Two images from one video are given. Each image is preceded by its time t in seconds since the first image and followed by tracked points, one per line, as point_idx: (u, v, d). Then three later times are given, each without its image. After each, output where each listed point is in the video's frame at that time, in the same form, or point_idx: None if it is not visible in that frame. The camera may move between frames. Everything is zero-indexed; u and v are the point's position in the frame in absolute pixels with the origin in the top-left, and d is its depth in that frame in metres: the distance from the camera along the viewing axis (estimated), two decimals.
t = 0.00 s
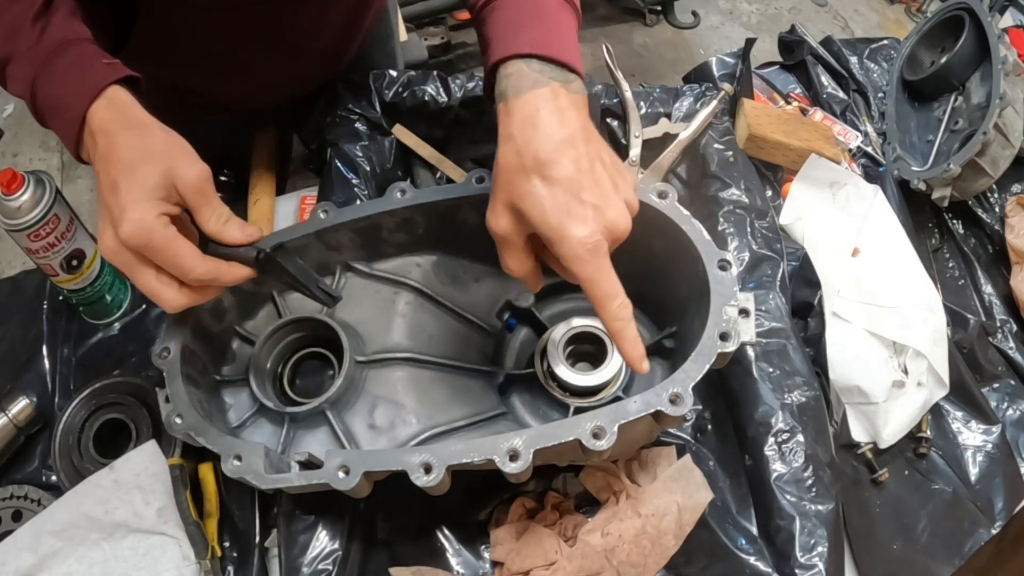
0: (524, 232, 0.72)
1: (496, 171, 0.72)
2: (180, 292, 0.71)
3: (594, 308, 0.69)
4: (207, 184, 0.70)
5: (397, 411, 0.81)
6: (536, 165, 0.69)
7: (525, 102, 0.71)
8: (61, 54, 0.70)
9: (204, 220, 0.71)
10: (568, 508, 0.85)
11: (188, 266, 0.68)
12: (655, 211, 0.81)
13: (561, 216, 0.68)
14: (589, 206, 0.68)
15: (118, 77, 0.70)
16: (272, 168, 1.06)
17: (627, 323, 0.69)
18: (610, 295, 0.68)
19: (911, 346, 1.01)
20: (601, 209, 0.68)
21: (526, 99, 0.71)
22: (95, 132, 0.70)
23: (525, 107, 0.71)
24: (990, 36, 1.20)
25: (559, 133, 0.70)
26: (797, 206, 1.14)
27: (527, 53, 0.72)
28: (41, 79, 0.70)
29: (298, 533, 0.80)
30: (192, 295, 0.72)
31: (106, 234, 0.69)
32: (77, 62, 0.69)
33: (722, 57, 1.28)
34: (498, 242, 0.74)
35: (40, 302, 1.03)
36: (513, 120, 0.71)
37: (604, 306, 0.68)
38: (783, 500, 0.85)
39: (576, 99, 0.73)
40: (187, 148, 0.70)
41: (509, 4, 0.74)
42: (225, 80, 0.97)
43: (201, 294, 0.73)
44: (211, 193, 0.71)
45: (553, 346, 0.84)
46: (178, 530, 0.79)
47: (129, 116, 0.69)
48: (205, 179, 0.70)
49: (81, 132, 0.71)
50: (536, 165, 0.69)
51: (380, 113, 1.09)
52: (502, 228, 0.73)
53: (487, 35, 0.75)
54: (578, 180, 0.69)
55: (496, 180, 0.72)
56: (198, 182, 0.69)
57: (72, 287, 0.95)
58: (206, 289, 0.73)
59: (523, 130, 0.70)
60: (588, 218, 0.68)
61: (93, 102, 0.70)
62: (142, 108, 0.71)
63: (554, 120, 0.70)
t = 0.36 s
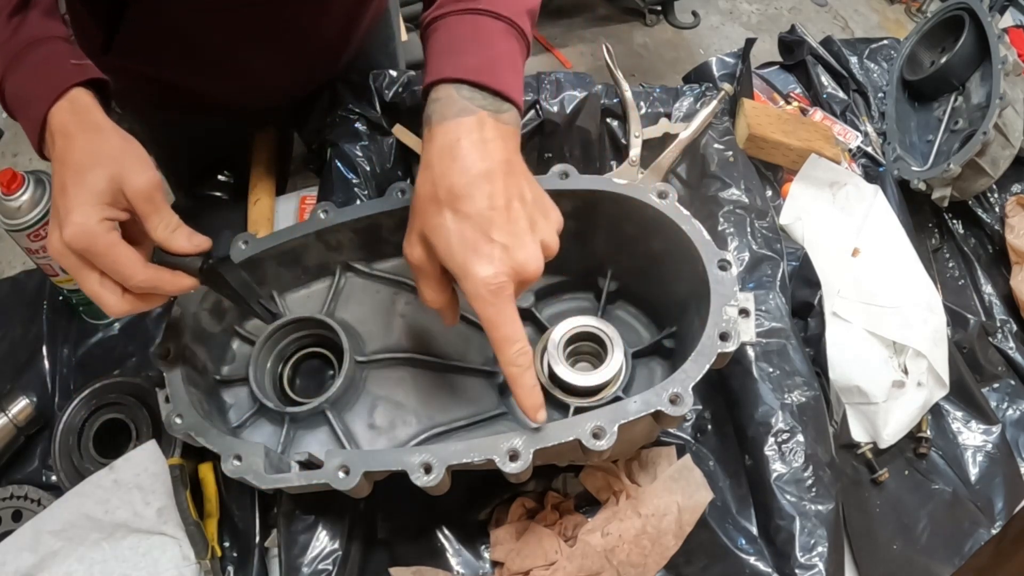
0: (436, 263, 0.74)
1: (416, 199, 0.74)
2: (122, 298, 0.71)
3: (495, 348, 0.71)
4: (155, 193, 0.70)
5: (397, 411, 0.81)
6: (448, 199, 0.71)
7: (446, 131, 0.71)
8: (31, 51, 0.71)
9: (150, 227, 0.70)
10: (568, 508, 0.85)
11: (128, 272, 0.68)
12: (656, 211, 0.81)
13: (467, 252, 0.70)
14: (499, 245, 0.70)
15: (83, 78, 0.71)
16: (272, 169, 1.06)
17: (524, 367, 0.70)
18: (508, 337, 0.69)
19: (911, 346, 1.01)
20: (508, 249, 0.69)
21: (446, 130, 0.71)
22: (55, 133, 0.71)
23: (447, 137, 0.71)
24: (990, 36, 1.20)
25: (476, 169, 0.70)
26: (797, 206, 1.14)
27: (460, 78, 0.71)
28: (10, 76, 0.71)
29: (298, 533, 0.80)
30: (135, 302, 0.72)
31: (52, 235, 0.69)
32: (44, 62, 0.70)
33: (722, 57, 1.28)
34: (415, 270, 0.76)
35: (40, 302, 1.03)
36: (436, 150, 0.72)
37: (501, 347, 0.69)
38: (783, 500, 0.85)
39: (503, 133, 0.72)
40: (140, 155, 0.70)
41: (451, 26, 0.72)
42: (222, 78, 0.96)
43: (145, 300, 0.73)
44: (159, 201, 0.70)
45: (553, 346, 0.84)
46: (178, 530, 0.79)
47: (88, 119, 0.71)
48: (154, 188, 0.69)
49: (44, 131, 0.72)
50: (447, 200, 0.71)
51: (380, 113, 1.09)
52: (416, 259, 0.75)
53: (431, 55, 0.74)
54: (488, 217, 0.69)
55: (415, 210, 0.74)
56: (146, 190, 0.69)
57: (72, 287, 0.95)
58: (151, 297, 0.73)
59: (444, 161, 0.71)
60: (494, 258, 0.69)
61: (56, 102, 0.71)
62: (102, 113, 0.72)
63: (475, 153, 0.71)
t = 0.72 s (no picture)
0: (529, 254, 0.77)
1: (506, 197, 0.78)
2: (106, 296, 0.71)
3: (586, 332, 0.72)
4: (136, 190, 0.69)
5: (397, 411, 0.81)
6: (534, 195, 0.73)
7: (526, 131, 0.74)
8: (17, 50, 0.71)
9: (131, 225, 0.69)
10: (568, 508, 0.85)
11: (107, 269, 0.67)
12: (655, 211, 0.81)
13: (552, 241, 0.72)
14: (582, 233, 0.71)
15: (68, 78, 0.72)
16: (273, 170, 1.07)
17: (606, 348, 0.69)
18: (593, 318, 0.70)
19: (911, 346, 1.01)
20: (592, 237, 0.71)
21: (527, 129, 0.74)
22: (41, 131, 0.71)
23: (529, 138, 0.73)
24: (990, 37, 1.20)
25: (558, 163, 0.72)
26: (797, 206, 1.14)
27: (531, 84, 0.73)
28: None
29: (298, 533, 0.80)
30: (119, 300, 0.72)
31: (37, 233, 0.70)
32: (30, 61, 0.71)
33: (722, 57, 1.28)
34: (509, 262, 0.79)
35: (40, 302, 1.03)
36: (517, 151, 0.75)
37: (586, 325, 0.70)
38: (783, 500, 0.85)
39: (576, 127, 0.74)
40: (122, 152, 0.70)
41: (517, 33, 0.73)
42: (220, 78, 0.96)
43: (130, 299, 0.72)
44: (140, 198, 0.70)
45: (553, 346, 0.84)
46: (178, 530, 0.79)
47: (74, 118, 0.71)
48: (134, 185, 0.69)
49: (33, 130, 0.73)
50: (535, 195, 0.73)
51: (380, 113, 1.09)
52: (510, 251, 0.78)
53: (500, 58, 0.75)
54: (572, 208, 0.71)
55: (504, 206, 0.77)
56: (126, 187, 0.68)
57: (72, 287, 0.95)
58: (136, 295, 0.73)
59: (527, 161, 0.74)
60: (579, 243, 0.71)
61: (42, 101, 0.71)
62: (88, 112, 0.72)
63: (552, 148, 0.73)
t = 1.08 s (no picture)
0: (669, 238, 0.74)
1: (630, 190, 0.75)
2: (128, 284, 0.72)
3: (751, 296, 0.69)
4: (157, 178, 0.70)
5: (397, 411, 0.81)
6: (666, 180, 0.71)
7: (646, 117, 0.72)
8: (29, 46, 0.71)
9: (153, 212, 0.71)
10: (568, 508, 0.85)
11: (131, 257, 0.69)
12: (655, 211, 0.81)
13: (697, 224, 0.70)
14: (723, 208, 0.69)
15: (83, 72, 0.72)
16: (273, 170, 1.07)
17: (775, 297, 0.67)
18: (764, 280, 0.67)
19: (911, 346, 1.01)
20: (734, 209, 0.69)
21: (645, 117, 0.72)
22: (57, 125, 0.72)
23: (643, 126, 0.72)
24: (990, 37, 1.20)
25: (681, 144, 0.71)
26: (797, 206, 1.13)
27: (641, 69, 0.73)
28: (10, 69, 0.71)
29: (297, 533, 0.80)
30: (141, 288, 0.73)
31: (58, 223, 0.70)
32: (43, 57, 0.71)
33: (722, 57, 1.28)
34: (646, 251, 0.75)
35: (40, 302, 1.03)
36: (635, 144, 0.73)
37: (757, 290, 0.67)
38: (783, 500, 0.85)
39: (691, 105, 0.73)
40: (140, 142, 0.71)
41: (615, 23, 0.73)
42: (222, 78, 0.96)
43: (150, 286, 0.73)
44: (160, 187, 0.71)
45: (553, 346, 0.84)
46: (178, 530, 0.79)
47: (90, 110, 0.71)
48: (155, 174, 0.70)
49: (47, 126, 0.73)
50: (668, 179, 0.71)
51: (380, 113, 1.09)
52: (647, 238, 0.74)
53: (596, 50, 0.76)
54: (710, 185, 0.70)
55: (632, 197, 0.75)
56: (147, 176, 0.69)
57: (72, 287, 0.95)
58: (157, 283, 0.74)
59: (650, 149, 0.72)
60: (722, 218, 0.69)
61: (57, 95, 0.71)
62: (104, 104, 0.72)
63: (673, 128, 0.72)
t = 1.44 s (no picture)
0: (528, 240, 0.75)
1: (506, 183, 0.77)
2: (135, 281, 0.71)
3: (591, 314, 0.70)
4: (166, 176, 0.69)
5: (397, 411, 0.81)
6: (535, 177, 0.72)
7: (531, 118, 0.74)
8: (39, 43, 0.71)
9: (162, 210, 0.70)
10: (568, 508, 0.85)
11: (139, 256, 0.68)
12: (655, 211, 0.81)
13: (553, 225, 0.71)
14: (585, 216, 0.70)
15: (93, 69, 0.72)
16: (273, 169, 1.06)
17: (620, 326, 0.68)
18: (601, 295, 0.69)
19: (911, 346, 1.01)
20: (594, 221, 0.70)
21: (531, 117, 0.74)
22: (65, 121, 0.71)
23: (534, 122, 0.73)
24: (990, 37, 1.20)
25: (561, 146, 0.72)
26: (797, 206, 1.13)
27: (538, 72, 0.74)
28: (19, 67, 0.71)
29: (298, 533, 0.80)
30: (148, 286, 0.72)
31: (63, 218, 0.69)
32: (51, 55, 0.71)
33: (722, 57, 1.28)
34: (506, 251, 0.77)
35: (40, 302, 1.03)
36: (522, 138, 0.74)
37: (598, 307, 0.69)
38: (783, 500, 0.85)
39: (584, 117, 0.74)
40: (150, 138, 0.70)
41: (528, 21, 0.74)
42: (224, 77, 0.97)
43: (156, 284, 0.73)
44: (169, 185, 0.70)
45: (553, 346, 0.83)
46: (178, 530, 0.79)
47: (100, 107, 0.71)
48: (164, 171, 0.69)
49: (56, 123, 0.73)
50: (540, 177, 0.72)
51: (380, 113, 1.09)
52: (510, 237, 0.76)
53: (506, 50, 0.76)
54: (576, 192, 0.71)
55: (504, 194, 0.76)
56: (156, 173, 0.68)
57: (72, 287, 0.95)
58: (163, 280, 0.73)
59: (531, 148, 0.73)
60: (581, 228, 0.70)
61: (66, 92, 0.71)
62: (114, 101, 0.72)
63: (567, 131, 0.73)
